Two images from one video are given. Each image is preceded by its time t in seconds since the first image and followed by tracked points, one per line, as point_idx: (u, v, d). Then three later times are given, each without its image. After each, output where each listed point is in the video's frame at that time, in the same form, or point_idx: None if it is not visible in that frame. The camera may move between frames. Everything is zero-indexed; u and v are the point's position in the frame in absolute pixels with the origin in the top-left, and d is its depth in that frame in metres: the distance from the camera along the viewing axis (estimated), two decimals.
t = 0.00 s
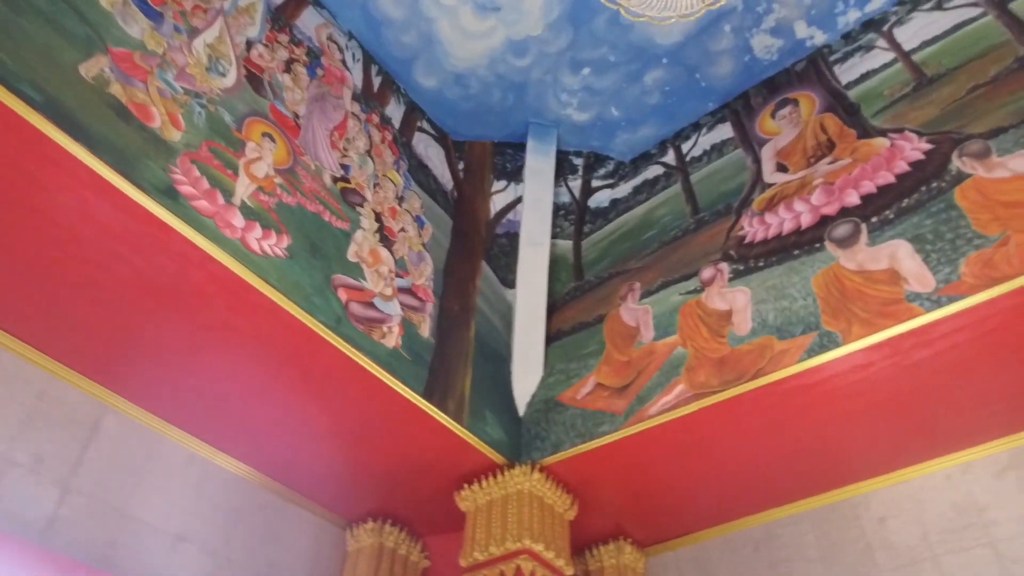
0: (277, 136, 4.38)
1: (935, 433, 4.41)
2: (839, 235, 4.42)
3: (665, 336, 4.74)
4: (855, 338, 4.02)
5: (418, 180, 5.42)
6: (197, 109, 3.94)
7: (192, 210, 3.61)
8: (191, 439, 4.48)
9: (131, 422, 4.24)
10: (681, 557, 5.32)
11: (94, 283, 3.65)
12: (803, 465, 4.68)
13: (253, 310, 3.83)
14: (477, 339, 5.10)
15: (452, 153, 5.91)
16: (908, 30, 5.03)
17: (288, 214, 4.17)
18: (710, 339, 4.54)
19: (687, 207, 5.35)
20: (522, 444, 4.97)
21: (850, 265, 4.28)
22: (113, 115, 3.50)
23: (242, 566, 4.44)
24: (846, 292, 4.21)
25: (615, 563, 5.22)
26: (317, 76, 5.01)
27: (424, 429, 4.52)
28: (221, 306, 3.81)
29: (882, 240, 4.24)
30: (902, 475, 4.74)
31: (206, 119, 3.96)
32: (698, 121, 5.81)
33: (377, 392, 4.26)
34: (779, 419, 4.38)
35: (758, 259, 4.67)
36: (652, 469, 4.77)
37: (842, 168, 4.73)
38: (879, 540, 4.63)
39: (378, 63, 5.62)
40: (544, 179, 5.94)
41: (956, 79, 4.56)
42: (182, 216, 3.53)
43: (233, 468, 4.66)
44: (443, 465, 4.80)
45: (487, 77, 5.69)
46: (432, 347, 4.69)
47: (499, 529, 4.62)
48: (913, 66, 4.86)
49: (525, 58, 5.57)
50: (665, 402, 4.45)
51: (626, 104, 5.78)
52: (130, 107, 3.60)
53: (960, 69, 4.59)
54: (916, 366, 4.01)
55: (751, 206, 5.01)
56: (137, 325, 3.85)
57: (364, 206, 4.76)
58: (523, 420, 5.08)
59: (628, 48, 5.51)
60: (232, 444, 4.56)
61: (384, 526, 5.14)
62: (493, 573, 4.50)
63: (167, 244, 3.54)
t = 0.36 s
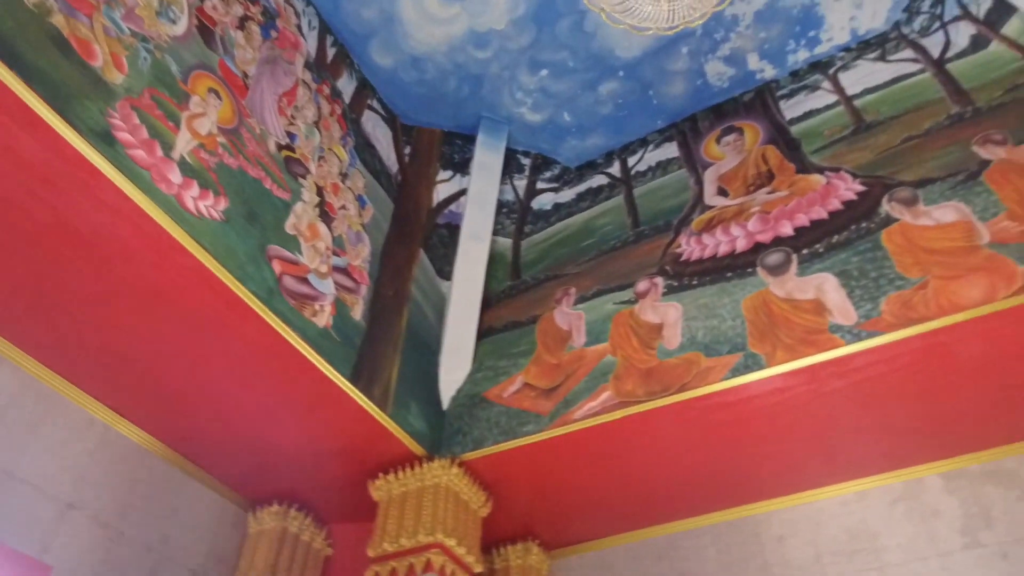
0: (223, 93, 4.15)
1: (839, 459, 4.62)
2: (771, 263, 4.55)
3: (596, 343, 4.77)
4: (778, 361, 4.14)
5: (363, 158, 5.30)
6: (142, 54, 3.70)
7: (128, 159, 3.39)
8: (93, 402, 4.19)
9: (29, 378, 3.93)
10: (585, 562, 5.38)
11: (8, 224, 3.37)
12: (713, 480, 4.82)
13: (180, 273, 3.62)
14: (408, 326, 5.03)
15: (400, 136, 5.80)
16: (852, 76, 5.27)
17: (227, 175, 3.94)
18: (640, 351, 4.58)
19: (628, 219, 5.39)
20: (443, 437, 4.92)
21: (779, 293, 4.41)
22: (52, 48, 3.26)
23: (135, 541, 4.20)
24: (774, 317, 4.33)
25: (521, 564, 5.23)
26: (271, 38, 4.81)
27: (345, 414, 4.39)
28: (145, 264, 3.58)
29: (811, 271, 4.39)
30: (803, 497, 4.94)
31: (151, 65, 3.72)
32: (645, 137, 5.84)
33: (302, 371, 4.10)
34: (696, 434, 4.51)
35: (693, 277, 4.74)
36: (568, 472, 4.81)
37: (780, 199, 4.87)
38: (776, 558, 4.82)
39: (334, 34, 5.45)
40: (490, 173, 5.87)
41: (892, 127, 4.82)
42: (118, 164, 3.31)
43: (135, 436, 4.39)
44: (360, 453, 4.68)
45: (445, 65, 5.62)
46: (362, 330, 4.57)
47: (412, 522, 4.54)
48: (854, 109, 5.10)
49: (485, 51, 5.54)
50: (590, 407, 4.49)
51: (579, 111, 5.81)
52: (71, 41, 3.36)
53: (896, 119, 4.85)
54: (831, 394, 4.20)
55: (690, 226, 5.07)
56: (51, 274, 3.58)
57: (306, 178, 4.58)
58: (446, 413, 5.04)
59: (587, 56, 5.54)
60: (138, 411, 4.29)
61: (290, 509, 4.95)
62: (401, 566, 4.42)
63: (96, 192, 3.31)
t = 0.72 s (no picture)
0: (182, 45, 3.94)
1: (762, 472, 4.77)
2: (716, 278, 4.62)
3: (540, 341, 4.78)
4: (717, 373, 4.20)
5: (318, 131, 5.14)
6: None
7: (78, 102, 3.17)
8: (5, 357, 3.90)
9: None
10: (506, 558, 5.39)
11: None
12: (640, 485, 4.90)
13: (120, 229, 3.40)
14: (349, 308, 4.89)
15: (357, 113, 5.66)
16: (806, 106, 5.44)
17: (179, 130, 3.72)
18: (583, 352, 4.59)
19: (580, 222, 5.42)
20: (376, 423, 4.82)
21: (722, 306, 4.48)
22: None
23: (39, 508, 3.93)
24: (715, 329, 4.38)
25: (441, 556, 5.22)
26: None
27: (279, 391, 4.23)
28: (82, 215, 3.34)
29: (754, 289, 4.49)
30: (724, 507, 5.08)
31: (109, 6, 3.50)
32: (603, 143, 5.88)
33: (238, 341, 3.92)
34: (630, 439, 4.56)
35: (640, 285, 4.77)
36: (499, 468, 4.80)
37: (729, 217, 4.97)
38: (693, 565, 4.93)
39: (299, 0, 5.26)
40: (446, 160, 5.78)
41: (839, 159, 5.00)
42: (66, 106, 3.09)
43: (48, 397, 4.11)
44: (289, 432, 4.53)
45: (411, 46, 5.52)
46: (303, 308, 4.39)
47: (338, 507, 4.43)
48: (804, 138, 5.26)
49: (454, 37, 5.47)
50: (531, 404, 4.48)
51: (540, 109, 5.79)
52: None
53: (843, 152, 5.04)
54: (764, 409, 4.32)
55: (640, 235, 5.13)
56: None
57: (260, 144, 4.40)
58: (381, 399, 4.95)
59: (555, 55, 5.52)
60: (54, 371, 4.02)
61: (206, 487, 4.76)
62: (323, 552, 4.29)
63: (37, 132, 3.07)
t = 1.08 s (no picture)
0: None
1: (695, 483, 4.85)
2: (669, 288, 4.65)
3: (490, 335, 4.74)
4: (664, 381, 4.22)
5: (279, 99, 4.96)
6: None
7: (33, 37, 2.92)
8: None
9: None
10: (432, 552, 5.32)
11: None
12: (574, 488, 4.91)
13: (65, 177, 3.16)
14: (296, 285, 4.72)
15: (319, 87, 5.48)
16: (765, 130, 5.55)
17: (138, 80, 3.49)
18: (533, 351, 4.57)
19: (537, 221, 5.40)
20: (313, 406, 4.67)
21: (672, 316, 4.50)
22: None
23: None
24: (665, 338, 4.41)
25: (367, 548, 5.11)
26: None
27: (217, 364, 4.04)
28: (24, 159, 3.09)
29: (704, 302, 4.53)
30: (654, 514, 5.14)
31: None
32: (565, 144, 5.86)
33: (178, 307, 3.70)
34: (572, 441, 4.57)
35: (594, 288, 4.77)
36: (436, 461, 4.73)
37: (685, 230, 5.01)
38: (620, 570, 4.97)
39: None
40: (406, 145, 5.66)
41: (794, 184, 5.14)
42: (20, 39, 2.85)
43: None
44: (223, 408, 4.33)
45: (382, 24, 5.41)
46: (250, 280, 4.18)
47: (268, 490, 4.25)
48: (762, 159, 5.39)
49: (427, 21, 5.40)
50: (477, 398, 4.44)
51: (506, 104, 5.74)
52: None
53: (798, 178, 5.18)
54: (705, 420, 4.40)
55: (596, 239, 5.13)
56: None
57: (219, 105, 4.20)
58: (320, 381, 4.80)
59: (527, 52, 5.50)
60: None
61: (125, 460, 4.51)
62: (249, 535, 4.10)
63: None
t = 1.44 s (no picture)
0: None
1: (637, 489, 4.90)
2: (630, 295, 4.67)
3: (449, 328, 4.70)
4: (621, 387, 4.24)
5: (249, 66, 4.81)
6: None
7: None
8: None
9: None
10: (367, 544, 5.21)
11: None
12: (518, 488, 4.89)
13: (26, 124, 2.95)
14: (252, 259, 4.55)
15: (289, 59, 5.32)
16: (731, 150, 5.66)
17: (111, 29, 3.28)
18: (493, 347, 4.54)
19: (504, 218, 5.38)
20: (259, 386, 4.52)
21: (632, 323, 4.52)
22: None
23: None
24: (624, 344, 4.42)
25: (300, 536, 4.96)
26: None
27: (166, 334, 3.86)
28: None
29: (664, 312, 4.56)
30: (593, 518, 5.18)
31: None
32: (535, 144, 5.87)
33: (132, 271, 3.51)
34: (522, 440, 4.55)
35: (556, 290, 4.78)
36: (383, 452, 4.64)
37: (648, 240, 5.04)
38: (556, 571, 4.99)
39: None
40: (376, 127, 5.57)
41: (755, 205, 5.26)
42: None
43: None
44: (166, 381, 4.15)
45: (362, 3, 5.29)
46: (207, 250, 4.00)
47: (207, 469, 4.07)
48: (726, 178, 5.48)
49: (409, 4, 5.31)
50: (432, 390, 4.40)
51: (480, 97, 5.70)
52: None
53: (760, 199, 5.30)
54: (656, 428, 4.46)
55: (561, 241, 5.13)
56: None
57: (190, 65, 4.02)
58: (268, 361, 4.64)
59: (506, 47, 5.46)
60: None
61: (53, 428, 4.26)
62: (185, 515, 3.93)
63: None
